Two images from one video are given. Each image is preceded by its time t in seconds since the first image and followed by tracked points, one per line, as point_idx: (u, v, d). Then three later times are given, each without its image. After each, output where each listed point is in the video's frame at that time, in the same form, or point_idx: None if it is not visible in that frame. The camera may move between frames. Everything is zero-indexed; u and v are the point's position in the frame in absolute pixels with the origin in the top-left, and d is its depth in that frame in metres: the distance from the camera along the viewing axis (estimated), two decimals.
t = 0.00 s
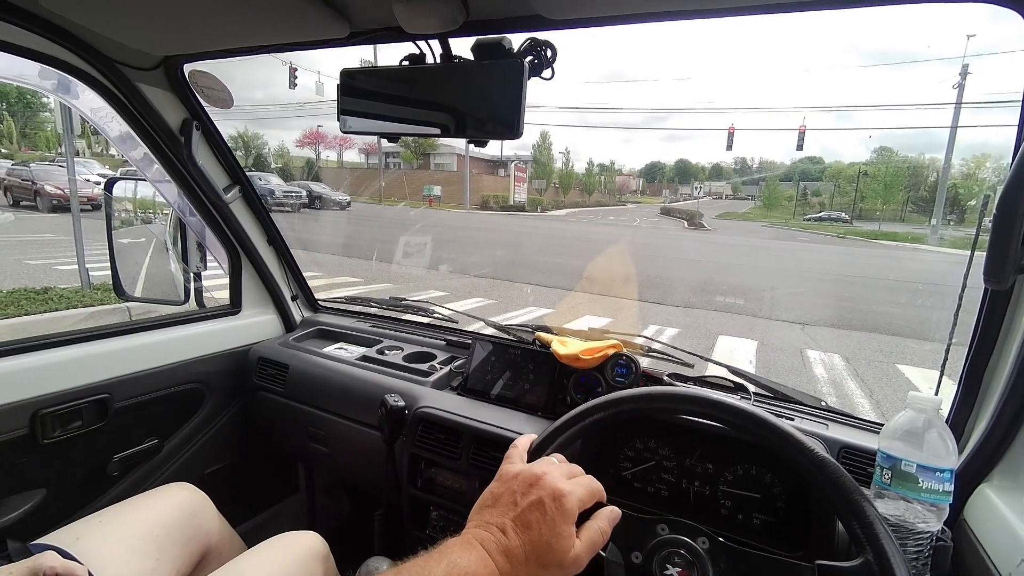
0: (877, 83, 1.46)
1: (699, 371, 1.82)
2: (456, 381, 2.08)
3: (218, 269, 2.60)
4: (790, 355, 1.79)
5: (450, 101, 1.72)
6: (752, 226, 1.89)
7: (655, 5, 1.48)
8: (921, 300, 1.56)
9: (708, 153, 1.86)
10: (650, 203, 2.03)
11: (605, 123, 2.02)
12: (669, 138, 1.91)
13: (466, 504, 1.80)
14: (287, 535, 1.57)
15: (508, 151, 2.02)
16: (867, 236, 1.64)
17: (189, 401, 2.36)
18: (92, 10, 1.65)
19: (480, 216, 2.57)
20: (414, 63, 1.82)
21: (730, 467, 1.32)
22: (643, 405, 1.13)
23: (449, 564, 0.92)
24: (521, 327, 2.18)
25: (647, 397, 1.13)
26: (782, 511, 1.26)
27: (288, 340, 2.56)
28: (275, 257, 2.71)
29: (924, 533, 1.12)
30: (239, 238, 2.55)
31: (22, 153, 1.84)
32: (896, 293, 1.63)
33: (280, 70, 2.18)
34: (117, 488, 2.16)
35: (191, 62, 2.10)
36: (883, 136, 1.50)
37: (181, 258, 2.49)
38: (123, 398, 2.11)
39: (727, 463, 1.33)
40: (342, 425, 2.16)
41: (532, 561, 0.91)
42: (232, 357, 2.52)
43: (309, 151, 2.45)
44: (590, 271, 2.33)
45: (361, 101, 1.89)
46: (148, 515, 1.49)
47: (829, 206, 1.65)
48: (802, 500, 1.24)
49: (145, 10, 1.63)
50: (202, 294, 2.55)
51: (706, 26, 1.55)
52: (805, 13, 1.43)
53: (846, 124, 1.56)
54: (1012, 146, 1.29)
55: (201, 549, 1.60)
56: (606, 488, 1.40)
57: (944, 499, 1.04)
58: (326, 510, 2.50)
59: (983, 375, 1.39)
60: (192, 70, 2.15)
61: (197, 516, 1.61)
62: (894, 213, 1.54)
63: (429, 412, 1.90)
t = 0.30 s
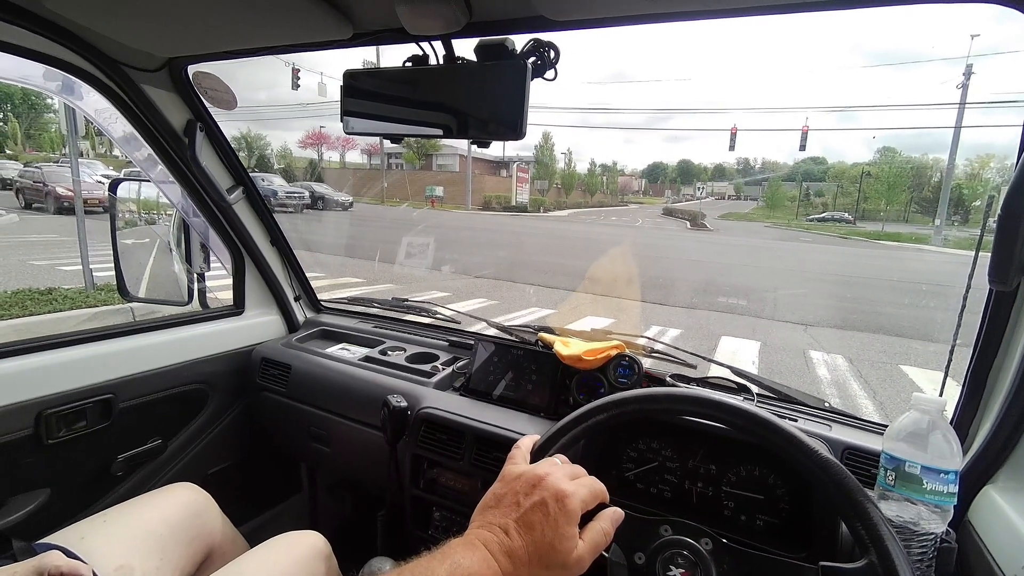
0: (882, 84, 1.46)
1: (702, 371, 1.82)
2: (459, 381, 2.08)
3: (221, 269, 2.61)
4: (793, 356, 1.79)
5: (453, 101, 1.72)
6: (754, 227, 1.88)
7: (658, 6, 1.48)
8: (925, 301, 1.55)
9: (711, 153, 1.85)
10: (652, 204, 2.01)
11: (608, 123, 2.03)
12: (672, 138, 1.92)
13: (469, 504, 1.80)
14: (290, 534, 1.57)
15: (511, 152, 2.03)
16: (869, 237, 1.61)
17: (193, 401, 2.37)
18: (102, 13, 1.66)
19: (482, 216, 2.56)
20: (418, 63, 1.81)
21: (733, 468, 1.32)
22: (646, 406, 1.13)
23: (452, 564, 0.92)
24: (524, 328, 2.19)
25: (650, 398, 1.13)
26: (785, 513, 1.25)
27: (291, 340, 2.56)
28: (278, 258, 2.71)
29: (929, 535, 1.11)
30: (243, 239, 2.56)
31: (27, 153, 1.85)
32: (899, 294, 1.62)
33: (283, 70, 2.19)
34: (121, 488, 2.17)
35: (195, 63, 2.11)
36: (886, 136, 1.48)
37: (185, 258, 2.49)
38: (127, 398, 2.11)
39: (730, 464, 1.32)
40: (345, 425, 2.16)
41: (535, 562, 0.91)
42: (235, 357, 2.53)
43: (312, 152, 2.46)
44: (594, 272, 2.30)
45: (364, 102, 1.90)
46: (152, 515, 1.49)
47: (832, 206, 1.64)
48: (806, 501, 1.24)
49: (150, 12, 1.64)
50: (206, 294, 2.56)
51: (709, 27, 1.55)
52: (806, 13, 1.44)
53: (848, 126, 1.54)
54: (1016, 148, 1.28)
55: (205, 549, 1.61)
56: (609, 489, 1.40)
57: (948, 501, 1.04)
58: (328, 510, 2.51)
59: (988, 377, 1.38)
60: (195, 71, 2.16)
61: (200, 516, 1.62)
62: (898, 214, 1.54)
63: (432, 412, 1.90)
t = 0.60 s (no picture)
0: (884, 85, 1.46)
1: (703, 372, 1.81)
2: (460, 381, 2.09)
3: (224, 268, 2.61)
4: (794, 357, 1.79)
5: (455, 100, 1.72)
6: (756, 227, 1.88)
7: (661, 7, 1.48)
8: (928, 302, 1.54)
9: (713, 153, 1.85)
10: (654, 204, 2.01)
11: (610, 123, 2.03)
12: (674, 139, 1.92)
13: (470, 503, 1.81)
14: (291, 533, 1.57)
15: (513, 151, 2.03)
16: (873, 237, 1.62)
17: (195, 400, 2.37)
18: (105, 12, 1.66)
19: (484, 215, 2.62)
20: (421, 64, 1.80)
21: (734, 468, 1.32)
22: (647, 406, 1.13)
23: (453, 563, 0.92)
24: (525, 327, 2.19)
25: (652, 398, 1.13)
26: (786, 513, 1.25)
27: (293, 339, 2.57)
28: (281, 257, 2.72)
29: (929, 536, 1.11)
30: (245, 238, 2.57)
31: (30, 152, 1.86)
32: (901, 295, 1.62)
33: (286, 70, 2.20)
34: (124, 485, 2.18)
35: (198, 63, 2.11)
36: (889, 137, 1.49)
37: (188, 257, 2.50)
38: (129, 396, 2.12)
39: (731, 464, 1.32)
40: (346, 424, 2.17)
41: (536, 561, 0.92)
42: (237, 356, 2.53)
43: (314, 151, 2.46)
44: (594, 271, 2.27)
45: (366, 102, 1.90)
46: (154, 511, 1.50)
47: (834, 207, 1.64)
48: (807, 501, 1.24)
49: (154, 11, 1.64)
50: (208, 292, 2.57)
51: (712, 28, 1.55)
52: (809, 16, 1.45)
53: (850, 126, 1.54)
54: (1019, 150, 1.29)
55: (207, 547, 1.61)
56: (609, 488, 1.40)
57: (949, 502, 1.04)
58: (330, 508, 2.51)
59: (989, 378, 1.38)
60: (198, 70, 2.16)
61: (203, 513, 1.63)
62: (900, 214, 1.53)
63: (433, 412, 1.90)
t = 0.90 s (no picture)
0: (887, 84, 1.45)
1: (705, 372, 1.81)
2: (462, 381, 2.09)
3: (226, 268, 2.62)
4: (797, 357, 1.79)
5: (457, 100, 1.72)
6: (758, 226, 1.87)
7: (662, 6, 1.48)
8: (931, 301, 1.54)
9: (715, 153, 1.85)
10: (656, 204, 2.00)
11: (611, 123, 2.02)
12: (676, 138, 1.92)
13: (471, 504, 1.81)
14: (293, 533, 1.57)
15: (515, 151, 2.04)
16: (874, 237, 1.62)
17: (197, 400, 2.38)
18: (108, 13, 1.67)
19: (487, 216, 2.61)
20: (423, 63, 1.82)
21: (735, 469, 1.32)
22: (650, 407, 1.13)
23: (455, 563, 0.92)
24: (527, 327, 2.19)
25: (654, 398, 1.13)
26: (788, 513, 1.25)
27: (296, 339, 2.57)
28: (283, 257, 2.72)
29: (933, 536, 1.11)
30: (248, 238, 2.57)
31: (32, 152, 1.87)
32: (904, 295, 1.61)
33: (288, 70, 2.20)
34: (126, 485, 2.18)
35: (200, 64, 2.12)
36: (892, 137, 1.48)
37: (190, 257, 2.51)
38: (132, 396, 2.13)
39: (733, 465, 1.32)
40: (348, 424, 2.17)
41: (538, 561, 0.92)
42: (239, 356, 2.54)
43: (316, 151, 2.47)
44: (596, 271, 2.27)
45: (368, 103, 1.90)
46: (156, 511, 1.50)
47: (836, 207, 1.63)
48: (809, 502, 1.24)
49: (156, 12, 1.64)
50: (210, 292, 2.58)
51: (714, 27, 1.55)
52: (810, 15, 1.45)
53: (852, 125, 1.54)
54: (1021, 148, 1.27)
55: (210, 546, 1.62)
56: (611, 489, 1.40)
57: (952, 502, 1.04)
58: (332, 508, 2.52)
59: (992, 378, 1.38)
60: (200, 71, 2.16)
61: (205, 513, 1.63)
62: (902, 213, 1.53)
63: (435, 412, 1.90)
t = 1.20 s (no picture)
0: (888, 85, 1.45)
1: (705, 373, 1.81)
2: (463, 381, 2.09)
3: (228, 268, 2.62)
4: (798, 358, 1.79)
5: (458, 100, 1.72)
6: (758, 226, 1.85)
7: (663, 6, 1.48)
8: (934, 301, 1.53)
9: (716, 154, 1.84)
10: (658, 204, 2.00)
11: (613, 124, 2.02)
12: (677, 139, 1.92)
13: (472, 504, 1.81)
14: (295, 533, 1.57)
15: (516, 152, 2.04)
16: (876, 237, 1.62)
17: (199, 399, 2.38)
18: (110, 13, 1.67)
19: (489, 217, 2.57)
20: (424, 63, 1.82)
21: (737, 469, 1.31)
22: (651, 407, 1.13)
23: (456, 563, 0.92)
24: (528, 327, 2.19)
25: (656, 399, 1.13)
26: (789, 514, 1.25)
27: (297, 338, 2.58)
28: (284, 257, 2.72)
29: (935, 538, 1.11)
30: (249, 238, 2.57)
31: (36, 153, 1.87)
32: (906, 296, 1.60)
33: (289, 70, 2.20)
34: (127, 485, 2.18)
35: (202, 64, 2.12)
36: (895, 137, 1.48)
37: (192, 256, 2.51)
38: (133, 395, 2.13)
39: (735, 465, 1.32)
40: (349, 424, 2.17)
41: (540, 561, 0.92)
42: (241, 356, 2.54)
43: (317, 151, 2.47)
44: (598, 271, 2.28)
45: (370, 103, 1.90)
46: (157, 510, 1.50)
47: (839, 207, 1.63)
48: (810, 503, 1.23)
49: (159, 12, 1.65)
50: (212, 292, 2.58)
51: (714, 27, 1.55)
52: (811, 15, 1.45)
53: (853, 125, 1.54)
54: None
55: (211, 545, 1.62)
56: (612, 489, 1.40)
57: (954, 503, 1.03)
58: (333, 508, 2.52)
59: (995, 380, 1.37)
60: (202, 71, 2.16)
61: (207, 513, 1.63)
62: (904, 214, 1.53)
63: (436, 412, 1.90)
